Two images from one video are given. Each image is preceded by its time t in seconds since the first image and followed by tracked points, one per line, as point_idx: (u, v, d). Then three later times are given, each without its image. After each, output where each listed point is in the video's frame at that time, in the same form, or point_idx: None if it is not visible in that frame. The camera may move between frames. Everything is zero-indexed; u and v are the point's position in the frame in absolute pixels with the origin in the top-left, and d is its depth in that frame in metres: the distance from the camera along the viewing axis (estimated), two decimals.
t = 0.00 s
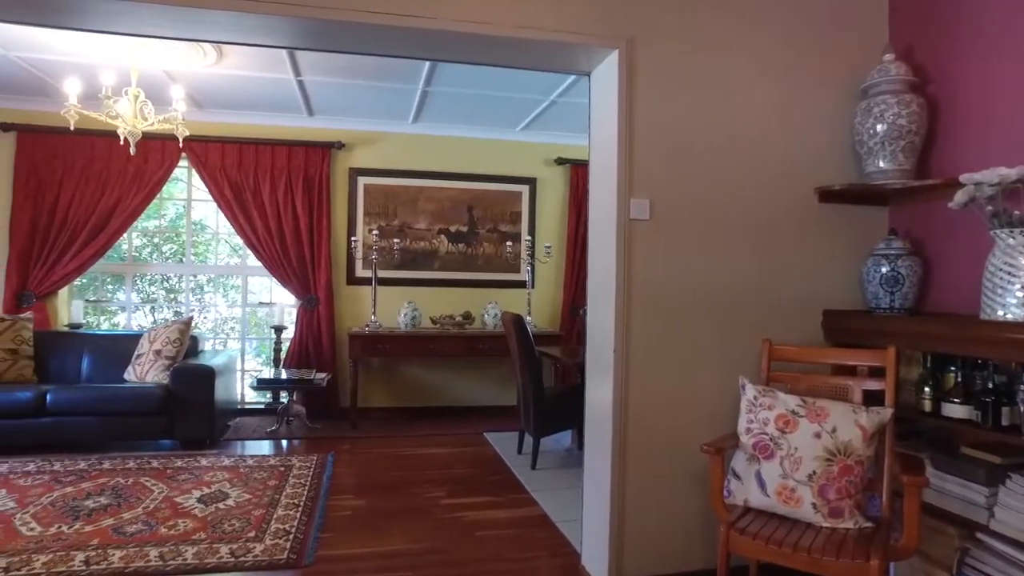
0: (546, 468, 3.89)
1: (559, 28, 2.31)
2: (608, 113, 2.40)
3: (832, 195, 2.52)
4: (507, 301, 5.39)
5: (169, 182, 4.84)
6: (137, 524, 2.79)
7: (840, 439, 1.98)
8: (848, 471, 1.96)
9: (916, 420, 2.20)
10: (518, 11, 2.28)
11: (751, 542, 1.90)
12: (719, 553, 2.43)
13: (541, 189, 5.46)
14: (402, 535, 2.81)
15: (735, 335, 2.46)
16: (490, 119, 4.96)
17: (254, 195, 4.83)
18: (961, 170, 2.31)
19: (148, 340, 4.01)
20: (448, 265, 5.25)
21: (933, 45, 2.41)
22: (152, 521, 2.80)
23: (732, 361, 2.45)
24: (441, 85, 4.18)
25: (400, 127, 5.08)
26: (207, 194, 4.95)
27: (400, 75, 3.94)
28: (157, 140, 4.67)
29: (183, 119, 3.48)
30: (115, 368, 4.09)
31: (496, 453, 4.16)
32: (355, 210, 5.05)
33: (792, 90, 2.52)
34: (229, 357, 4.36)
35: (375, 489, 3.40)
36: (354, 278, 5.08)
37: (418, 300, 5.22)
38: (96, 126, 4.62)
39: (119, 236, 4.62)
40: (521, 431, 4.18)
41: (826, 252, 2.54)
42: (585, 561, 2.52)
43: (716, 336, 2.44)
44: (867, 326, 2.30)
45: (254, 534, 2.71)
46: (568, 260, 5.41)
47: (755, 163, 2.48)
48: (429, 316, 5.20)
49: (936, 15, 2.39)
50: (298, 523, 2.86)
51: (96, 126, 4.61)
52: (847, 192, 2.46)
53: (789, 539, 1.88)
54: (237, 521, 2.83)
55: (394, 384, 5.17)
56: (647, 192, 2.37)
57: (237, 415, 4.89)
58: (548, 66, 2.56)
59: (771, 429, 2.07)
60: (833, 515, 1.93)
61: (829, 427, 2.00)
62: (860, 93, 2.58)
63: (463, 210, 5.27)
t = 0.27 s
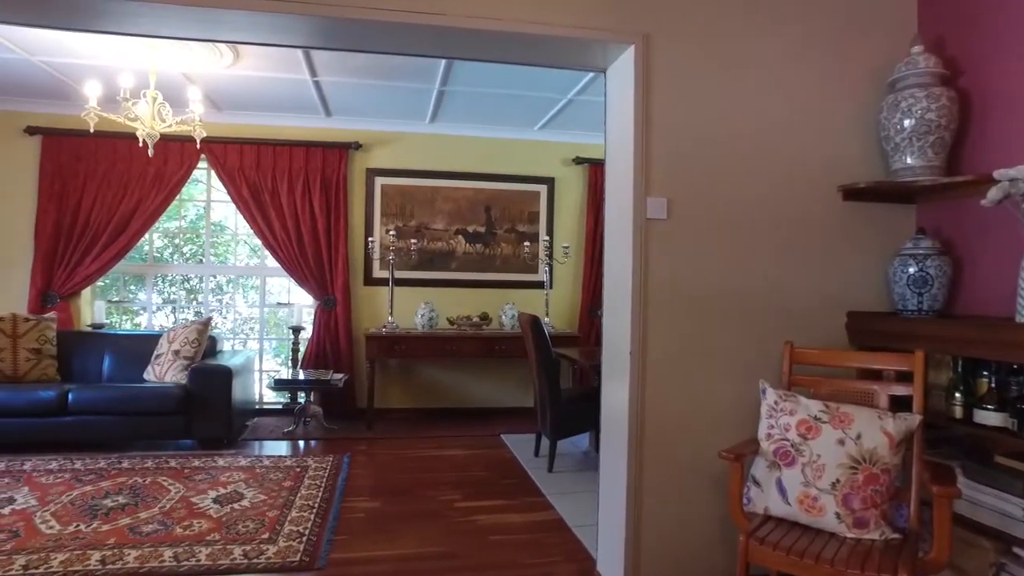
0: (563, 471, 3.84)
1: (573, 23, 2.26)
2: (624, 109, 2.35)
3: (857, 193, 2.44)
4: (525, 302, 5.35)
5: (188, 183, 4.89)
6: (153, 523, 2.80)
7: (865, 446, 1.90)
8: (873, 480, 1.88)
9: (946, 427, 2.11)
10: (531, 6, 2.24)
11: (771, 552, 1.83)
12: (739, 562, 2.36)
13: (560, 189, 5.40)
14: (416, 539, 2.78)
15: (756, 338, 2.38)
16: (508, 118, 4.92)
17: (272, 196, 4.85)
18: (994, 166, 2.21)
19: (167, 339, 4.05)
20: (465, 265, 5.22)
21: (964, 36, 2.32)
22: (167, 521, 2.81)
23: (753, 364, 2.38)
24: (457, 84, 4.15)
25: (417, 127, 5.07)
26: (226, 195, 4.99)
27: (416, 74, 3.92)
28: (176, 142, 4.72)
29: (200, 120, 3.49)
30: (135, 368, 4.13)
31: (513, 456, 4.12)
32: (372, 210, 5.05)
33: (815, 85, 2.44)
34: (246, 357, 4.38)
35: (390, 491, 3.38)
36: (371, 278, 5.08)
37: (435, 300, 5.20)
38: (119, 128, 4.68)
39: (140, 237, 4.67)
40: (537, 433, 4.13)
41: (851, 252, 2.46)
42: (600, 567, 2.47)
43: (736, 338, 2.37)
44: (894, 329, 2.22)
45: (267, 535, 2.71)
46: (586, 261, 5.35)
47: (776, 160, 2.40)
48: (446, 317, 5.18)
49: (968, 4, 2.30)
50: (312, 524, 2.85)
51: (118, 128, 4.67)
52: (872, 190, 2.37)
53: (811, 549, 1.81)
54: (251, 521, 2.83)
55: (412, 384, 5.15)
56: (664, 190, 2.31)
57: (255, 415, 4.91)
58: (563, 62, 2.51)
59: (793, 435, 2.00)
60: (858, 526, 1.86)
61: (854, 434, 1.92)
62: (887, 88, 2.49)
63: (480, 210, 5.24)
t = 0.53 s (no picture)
0: (579, 474, 3.79)
1: (587, 18, 2.21)
2: (640, 106, 2.30)
3: (882, 191, 2.35)
4: (542, 302, 5.30)
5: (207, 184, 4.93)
6: (169, 523, 2.81)
7: (890, 453, 1.83)
8: (899, 488, 1.80)
9: (977, 434, 2.02)
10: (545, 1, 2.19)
11: (791, 562, 1.77)
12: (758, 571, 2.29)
13: (578, 188, 5.35)
14: (429, 542, 2.75)
15: (776, 340, 2.31)
16: (525, 117, 4.88)
17: (290, 197, 4.87)
18: None
19: (185, 340, 4.08)
20: (483, 265, 5.19)
21: (996, 27, 2.22)
22: (183, 521, 2.82)
23: (773, 367, 2.31)
24: (474, 83, 4.12)
25: (434, 126, 5.06)
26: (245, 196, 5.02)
27: (431, 73, 3.90)
28: (195, 144, 4.76)
29: (216, 121, 3.50)
30: (155, 368, 4.17)
31: (529, 458, 4.08)
32: (390, 210, 5.04)
33: (838, 80, 2.36)
34: (264, 357, 4.40)
35: (405, 493, 3.36)
36: (388, 279, 5.07)
37: (453, 301, 5.18)
38: (140, 130, 4.73)
39: (160, 238, 4.72)
40: (554, 435, 4.08)
41: (875, 252, 2.37)
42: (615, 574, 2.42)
43: (755, 341, 2.30)
44: (921, 332, 2.13)
45: (281, 536, 2.70)
46: (605, 261, 5.29)
47: (798, 157, 2.33)
48: (463, 317, 5.15)
49: None
50: (326, 526, 2.83)
51: (139, 131, 4.73)
52: (898, 187, 2.28)
53: (834, 560, 1.74)
54: (265, 522, 2.82)
55: (429, 385, 5.14)
56: (680, 189, 2.25)
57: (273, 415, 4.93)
58: (578, 59, 2.46)
59: (814, 440, 1.93)
60: (882, 536, 1.79)
61: (879, 440, 1.85)
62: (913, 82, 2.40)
63: (498, 209, 5.20)
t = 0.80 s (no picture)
0: (594, 476, 3.74)
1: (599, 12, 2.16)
2: (654, 101, 2.24)
3: (906, 187, 2.27)
4: (557, 302, 5.26)
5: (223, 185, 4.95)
6: (181, 522, 2.81)
7: (914, 459, 1.76)
8: (924, 495, 1.73)
9: (1006, 439, 1.93)
10: None
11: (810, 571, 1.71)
12: None
13: (593, 187, 5.29)
14: (441, 544, 2.72)
15: (794, 341, 2.25)
16: (540, 116, 4.84)
17: (304, 197, 4.88)
18: None
19: (200, 339, 4.10)
20: (497, 265, 5.16)
21: None
22: (195, 520, 2.82)
23: (791, 369, 2.25)
24: (487, 82, 4.08)
25: (448, 125, 5.03)
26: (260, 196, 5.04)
27: (444, 72, 3.87)
28: (211, 144, 4.79)
29: (230, 122, 3.50)
30: (171, 367, 4.20)
31: (543, 459, 4.04)
32: (404, 210, 5.03)
33: (860, 72, 2.29)
34: (279, 356, 4.41)
35: (417, 494, 3.33)
36: (403, 279, 5.06)
37: (467, 301, 5.16)
38: (157, 131, 4.77)
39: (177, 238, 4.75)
40: (568, 437, 4.04)
41: (898, 250, 2.30)
42: None
43: (773, 341, 2.24)
44: (947, 333, 2.05)
45: (291, 537, 2.69)
46: (620, 260, 5.23)
47: (817, 152, 2.26)
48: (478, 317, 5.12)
49: None
50: (337, 527, 2.82)
51: (156, 131, 4.76)
52: (923, 183, 2.21)
53: (854, 570, 1.67)
54: (277, 523, 2.81)
55: (443, 385, 5.12)
56: (696, 185, 2.20)
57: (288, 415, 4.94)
58: (590, 54, 2.41)
59: (834, 444, 1.86)
60: (906, 545, 1.72)
61: (902, 445, 1.78)
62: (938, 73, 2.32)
63: (513, 209, 5.17)
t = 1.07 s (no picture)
0: (611, 479, 3.67)
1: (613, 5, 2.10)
2: (670, 96, 2.18)
3: (935, 183, 2.18)
4: (575, 303, 5.20)
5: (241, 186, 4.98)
6: (195, 522, 2.81)
7: (944, 468, 1.67)
8: (954, 507, 1.65)
9: None
10: None
11: None
12: None
13: (612, 186, 5.22)
14: (453, 548, 2.69)
15: (816, 344, 2.17)
16: (558, 114, 4.78)
17: (322, 197, 4.89)
18: None
19: (218, 339, 4.13)
20: (515, 265, 5.11)
21: None
22: (209, 521, 2.82)
23: (813, 372, 2.17)
24: (503, 80, 4.04)
25: (465, 125, 5.01)
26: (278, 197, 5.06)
27: (459, 71, 3.84)
28: (229, 145, 4.82)
29: (245, 122, 3.49)
30: (190, 367, 4.23)
31: (560, 462, 3.98)
32: (421, 210, 5.01)
33: (886, 64, 2.20)
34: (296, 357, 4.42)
35: (431, 496, 3.30)
36: (420, 279, 5.04)
37: (484, 301, 5.12)
38: (178, 133, 4.81)
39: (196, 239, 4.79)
40: (585, 439, 3.97)
41: (927, 250, 2.20)
42: None
43: (794, 344, 2.16)
44: (979, 335, 1.96)
45: (304, 538, 2.67)
46: (639, 260, 5.15)
47: (841, 147, 2.18)
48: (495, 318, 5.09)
49: None
50: (349, 529, 2.80)
51: (177, 133, 4.81)
52: (953, 179, 2.11)
53: None
54: (289, 524, 2.80)
55: (460, 386, 5.09)
56: (713, 182, 2.13)
57: (305, 415, 4.95)
58: (604, 49, 2.35)
59: (858, 452, 1.79)
60: (935, 559, 1.63)
61: (930, 454, 1.69)
62: (970, 65, 2.22)
63: (530, 209, 5.12)
